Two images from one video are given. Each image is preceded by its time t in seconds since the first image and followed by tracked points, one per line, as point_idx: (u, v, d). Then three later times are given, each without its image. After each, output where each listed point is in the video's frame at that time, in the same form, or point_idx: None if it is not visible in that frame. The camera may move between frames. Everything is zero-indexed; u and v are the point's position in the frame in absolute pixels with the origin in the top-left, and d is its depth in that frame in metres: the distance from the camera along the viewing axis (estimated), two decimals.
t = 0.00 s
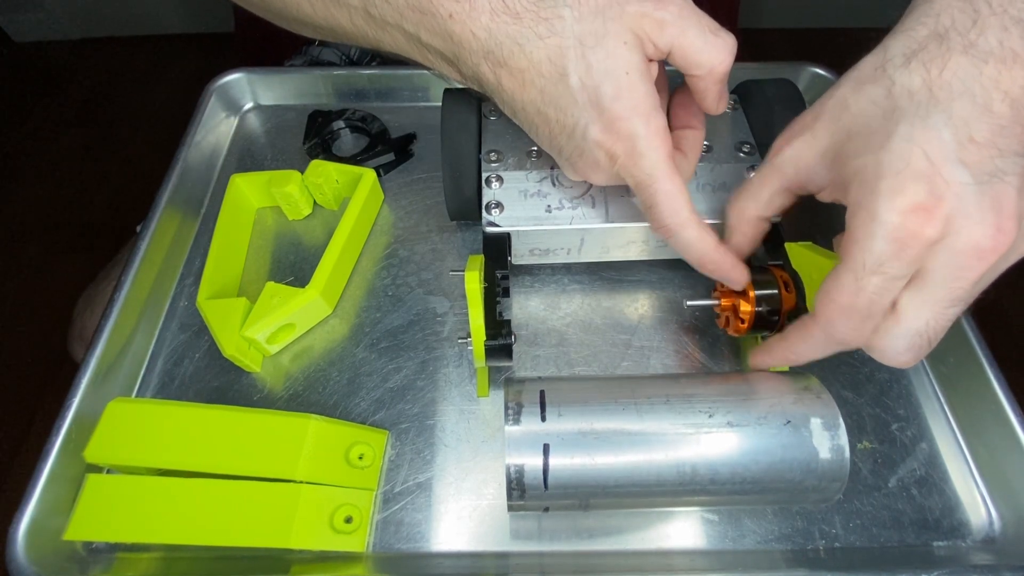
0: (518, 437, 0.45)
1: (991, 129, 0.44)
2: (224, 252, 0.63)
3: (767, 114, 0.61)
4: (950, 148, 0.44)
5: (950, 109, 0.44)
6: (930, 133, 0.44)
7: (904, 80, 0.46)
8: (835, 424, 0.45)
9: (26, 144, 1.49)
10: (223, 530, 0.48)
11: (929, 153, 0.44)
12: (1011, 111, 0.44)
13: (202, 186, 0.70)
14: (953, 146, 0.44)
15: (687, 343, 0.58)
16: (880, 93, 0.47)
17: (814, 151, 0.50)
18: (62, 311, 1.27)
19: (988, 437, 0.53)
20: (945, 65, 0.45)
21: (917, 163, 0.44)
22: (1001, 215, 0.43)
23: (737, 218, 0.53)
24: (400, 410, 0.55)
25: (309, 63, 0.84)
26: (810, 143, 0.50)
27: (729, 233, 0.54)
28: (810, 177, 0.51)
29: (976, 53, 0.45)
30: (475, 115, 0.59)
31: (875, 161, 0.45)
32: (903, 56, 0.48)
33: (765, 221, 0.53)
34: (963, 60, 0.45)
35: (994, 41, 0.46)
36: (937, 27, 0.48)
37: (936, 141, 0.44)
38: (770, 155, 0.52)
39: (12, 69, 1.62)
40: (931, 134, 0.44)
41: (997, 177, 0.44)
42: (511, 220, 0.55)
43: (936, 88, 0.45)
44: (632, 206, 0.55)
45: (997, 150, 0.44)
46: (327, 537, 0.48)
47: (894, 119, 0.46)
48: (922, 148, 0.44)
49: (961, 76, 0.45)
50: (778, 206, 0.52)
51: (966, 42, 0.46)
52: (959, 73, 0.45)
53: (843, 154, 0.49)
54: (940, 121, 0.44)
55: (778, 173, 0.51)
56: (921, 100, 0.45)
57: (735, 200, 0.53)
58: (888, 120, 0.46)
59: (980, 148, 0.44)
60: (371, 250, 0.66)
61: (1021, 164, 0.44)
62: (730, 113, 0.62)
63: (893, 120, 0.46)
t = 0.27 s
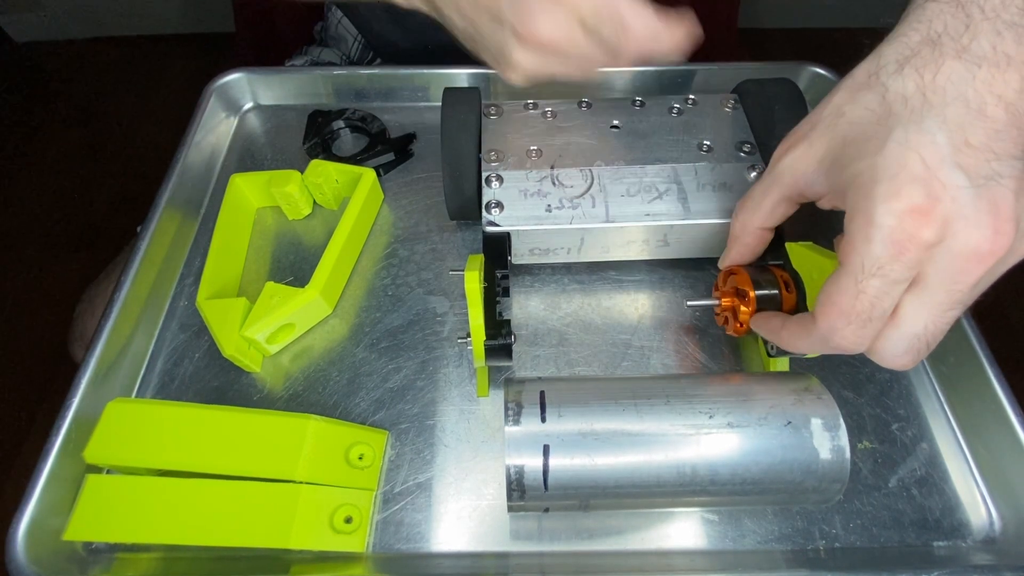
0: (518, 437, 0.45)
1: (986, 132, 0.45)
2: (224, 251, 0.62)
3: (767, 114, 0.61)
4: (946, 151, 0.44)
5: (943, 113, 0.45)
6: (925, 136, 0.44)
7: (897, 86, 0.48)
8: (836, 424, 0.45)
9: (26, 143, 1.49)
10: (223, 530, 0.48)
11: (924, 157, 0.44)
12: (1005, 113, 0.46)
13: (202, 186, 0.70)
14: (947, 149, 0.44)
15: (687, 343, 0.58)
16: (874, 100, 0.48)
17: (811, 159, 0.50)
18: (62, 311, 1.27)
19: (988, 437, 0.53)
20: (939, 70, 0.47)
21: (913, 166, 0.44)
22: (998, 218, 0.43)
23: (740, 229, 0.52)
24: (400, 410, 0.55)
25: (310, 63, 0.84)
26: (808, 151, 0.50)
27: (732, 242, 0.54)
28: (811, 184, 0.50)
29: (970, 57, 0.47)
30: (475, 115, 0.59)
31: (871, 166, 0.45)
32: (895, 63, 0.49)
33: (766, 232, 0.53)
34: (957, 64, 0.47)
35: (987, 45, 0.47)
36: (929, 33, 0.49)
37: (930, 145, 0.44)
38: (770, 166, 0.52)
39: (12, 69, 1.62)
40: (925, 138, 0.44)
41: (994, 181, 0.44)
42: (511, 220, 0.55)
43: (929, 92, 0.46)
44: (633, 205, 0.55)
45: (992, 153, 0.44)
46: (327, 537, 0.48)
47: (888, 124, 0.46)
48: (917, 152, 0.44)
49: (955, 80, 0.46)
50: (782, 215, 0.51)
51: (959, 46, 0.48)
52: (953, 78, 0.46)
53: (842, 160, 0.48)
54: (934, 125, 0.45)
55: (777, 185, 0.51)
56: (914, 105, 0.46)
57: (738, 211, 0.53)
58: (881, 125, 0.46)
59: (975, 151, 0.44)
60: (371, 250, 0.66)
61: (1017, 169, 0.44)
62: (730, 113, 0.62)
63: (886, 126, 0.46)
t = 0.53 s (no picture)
0: (517, 437, 0.45)
1: (991, 136, 0.43)
2: (224, 251, 0.62)
3: (767, 114, 0.61)
4: (948, 156, 0.43)
5: (948, 116, 0.44)
6: (928, 140, 0.44)
7: (902, 88, 0.46)
8: (836, 424, 0.45)
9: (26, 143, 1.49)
10: (223, 530, 0.48)
11: (926, 161, 0.43)
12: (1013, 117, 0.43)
13: (202, 186, 0.70)
14: (950, 153, 0.43)
15: (687, 343, 0.58)
16: (879, 102, 0.47)
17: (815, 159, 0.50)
18: (62, 311, 1.27)
19: (988, 437, 0.53)
20: (945, 70, 0.45)
21: (912, 170, 0.44)
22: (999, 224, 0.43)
23: (742, 228, 0.53)
24: (400, 410, 0.55)
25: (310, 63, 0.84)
26: (809, 154, 0.50)
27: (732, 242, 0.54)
28: (811, 188, 0.51)
29: (978, 58, 0.44)
30: (475, 116, 0.60)
31: (872, 170, 0.45)
32: (902, 63, 0.47)
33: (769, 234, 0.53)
34: (963, 66, 0.44)
35: (996, 46, 0.44)
36: (937, 31, 0.46)
37: (934, 148, 0.43)
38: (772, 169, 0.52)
39: (12, 69, 1.62)
40: (929, 141, 0.43)
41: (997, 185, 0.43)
42: (511, 220, 0.55)
43: (933, 93, 0.44)
44: (633, 205, 0.55)
45: (997, 157, 0.43)
46: (327, 537, 0.48)
47: (892, 127, 0.46)
48: (919, 156, 0.43)
49: (961, 82, 0.44)
50: (784, 217, 0.52)
51: (966, 47, 0.45)
52: (958, 80, 0.44)
53: (844, 162, 0.48)
54: (938, 127, 0.44)
55: (780, 186, 0.51)
56: (918, 107, 0.45)
57: (739, 212, 0.53)
58: (886, 128, 0.46)
59: (980, 155, 0.43)
60: (371, 250, 0.66)
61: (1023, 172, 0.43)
62: (730, 114, 0.62)
63: (890, 130, 0.46)
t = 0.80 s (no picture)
0: (517, 437, 0.45)
1: (989, 134, 0.43)
2: (224, 251, 0.62)
3: (767, 114, 0.61)
4: (944, 157, 0.43)
5: (946, 114, 0.43)
6: (926, 140, 0.43)
7: (902, 84, 0.46)
8: (836, 424, 0.45)
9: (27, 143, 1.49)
10: (223, 530, 0.48)
11: (922, 162, 0.43)
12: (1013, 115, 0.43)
13: (202, 186, 0.70)
14: (947, 153, 0.43)
15: (687, 343, 0.58)
16: (878, 100, 0.46)
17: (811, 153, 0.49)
18: (63, 311, 1.27)
19: (988, 437, 0.53)
20: (944, 67, 0.44)
21: (907, 171, 0.43)
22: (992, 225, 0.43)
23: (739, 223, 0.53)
24: (400, 410, 0.55)
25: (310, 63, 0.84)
26: (806, 148, 0.50)
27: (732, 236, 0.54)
28: (809, 182, 0.50)
29: (978, 54, 0.44)
30: (475, 116, 0.60)
31: (868, 169, 0.45)
32: (901, 59, 0.47)
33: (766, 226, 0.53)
34: (965, 61, 0.44)
35: (998, 42, 0.44)
36: (939, 28, 0.46)
37: (931, 149, 0.43)
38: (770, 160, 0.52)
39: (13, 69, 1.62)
40: (926, 142, 0.43)
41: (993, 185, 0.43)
42: (511, 220, 0.55)
43: (932, 90, 0.44)
44: (633, 204, 0.55)
45: (994, 156, 0.43)
46: (327, 537, 0.48)
47: (889, 125, 0.45)
48: (916, 156, 0.43)
49: (961, 78, 0.44)
50: (782, 210, 0.52)
51: (968, 43, 0.45)
52: (959, 76, 0.44)
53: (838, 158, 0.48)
54: (936, 126, 0.43)
55: (777, 180, 0.51)
56: (917, 105, 0.44)
57: (738, 207, 0.53)
58: (885, 126, 0.45)
59: (977, 155, 0.43)
60: (371, 250, 0.66)
61: (1020, 171, 0.43)
62: (729, 113, 0.62)
63: (888, 127, 0.45)
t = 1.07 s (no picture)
0: (517, 437, 0.45)
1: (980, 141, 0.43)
2: (223, 251, 0.62)
3: (767, 113, 0.61)
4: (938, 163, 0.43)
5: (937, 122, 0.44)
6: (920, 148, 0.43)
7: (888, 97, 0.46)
8: (836, 424, 0.45)
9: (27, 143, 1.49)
10: (223, 531, 0.48)
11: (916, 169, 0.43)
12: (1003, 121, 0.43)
13: (202, 186, 0.69)
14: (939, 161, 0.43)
15: (687, 343, 0.58)
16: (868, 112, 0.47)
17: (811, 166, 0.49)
18: (63, 311, 1.27)
19: (988, 437, 0.53)
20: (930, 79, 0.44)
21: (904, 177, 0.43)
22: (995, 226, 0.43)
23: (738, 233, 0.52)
24: (400, 410, 0.55)
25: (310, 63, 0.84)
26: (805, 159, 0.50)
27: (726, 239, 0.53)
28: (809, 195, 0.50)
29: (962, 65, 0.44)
30: (474, 116, 0.59)
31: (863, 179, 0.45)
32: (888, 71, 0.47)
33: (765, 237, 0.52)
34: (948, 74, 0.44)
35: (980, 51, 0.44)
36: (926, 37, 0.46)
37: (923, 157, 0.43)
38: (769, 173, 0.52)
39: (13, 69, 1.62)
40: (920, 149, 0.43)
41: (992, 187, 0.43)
42: (511, 220, 0.55)
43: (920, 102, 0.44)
44: (633, 204, 0.55)
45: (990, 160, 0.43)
46: (327, 537, 0.48)
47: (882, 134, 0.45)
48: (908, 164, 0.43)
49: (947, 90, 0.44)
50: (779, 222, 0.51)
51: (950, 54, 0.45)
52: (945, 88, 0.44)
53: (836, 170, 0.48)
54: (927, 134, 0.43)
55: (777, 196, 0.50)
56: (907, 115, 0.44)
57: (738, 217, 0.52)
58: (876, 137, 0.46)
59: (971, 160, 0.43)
60: (371, 250, 0.66)
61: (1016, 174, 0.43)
62: (730, 113, 0.62)
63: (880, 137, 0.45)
